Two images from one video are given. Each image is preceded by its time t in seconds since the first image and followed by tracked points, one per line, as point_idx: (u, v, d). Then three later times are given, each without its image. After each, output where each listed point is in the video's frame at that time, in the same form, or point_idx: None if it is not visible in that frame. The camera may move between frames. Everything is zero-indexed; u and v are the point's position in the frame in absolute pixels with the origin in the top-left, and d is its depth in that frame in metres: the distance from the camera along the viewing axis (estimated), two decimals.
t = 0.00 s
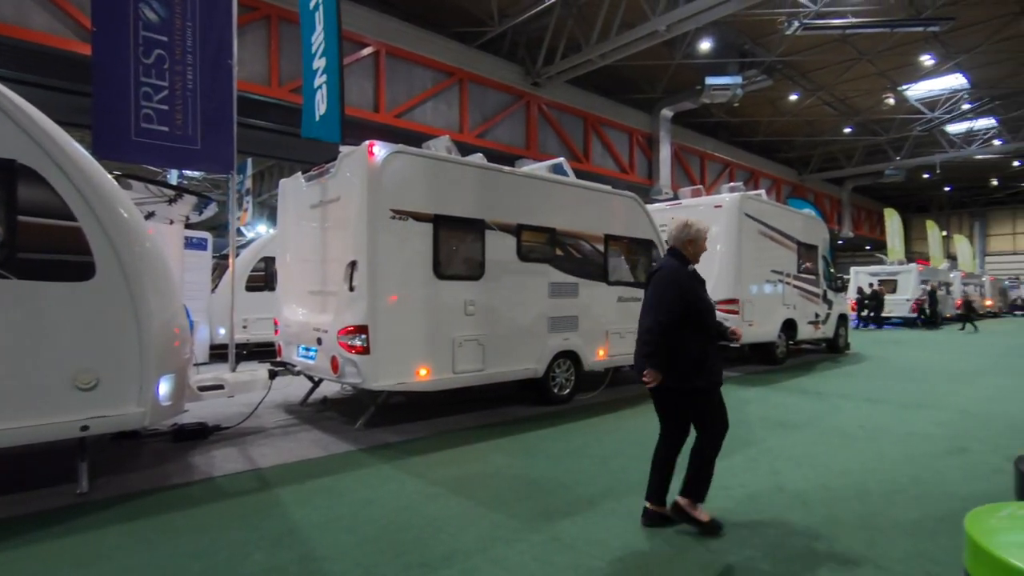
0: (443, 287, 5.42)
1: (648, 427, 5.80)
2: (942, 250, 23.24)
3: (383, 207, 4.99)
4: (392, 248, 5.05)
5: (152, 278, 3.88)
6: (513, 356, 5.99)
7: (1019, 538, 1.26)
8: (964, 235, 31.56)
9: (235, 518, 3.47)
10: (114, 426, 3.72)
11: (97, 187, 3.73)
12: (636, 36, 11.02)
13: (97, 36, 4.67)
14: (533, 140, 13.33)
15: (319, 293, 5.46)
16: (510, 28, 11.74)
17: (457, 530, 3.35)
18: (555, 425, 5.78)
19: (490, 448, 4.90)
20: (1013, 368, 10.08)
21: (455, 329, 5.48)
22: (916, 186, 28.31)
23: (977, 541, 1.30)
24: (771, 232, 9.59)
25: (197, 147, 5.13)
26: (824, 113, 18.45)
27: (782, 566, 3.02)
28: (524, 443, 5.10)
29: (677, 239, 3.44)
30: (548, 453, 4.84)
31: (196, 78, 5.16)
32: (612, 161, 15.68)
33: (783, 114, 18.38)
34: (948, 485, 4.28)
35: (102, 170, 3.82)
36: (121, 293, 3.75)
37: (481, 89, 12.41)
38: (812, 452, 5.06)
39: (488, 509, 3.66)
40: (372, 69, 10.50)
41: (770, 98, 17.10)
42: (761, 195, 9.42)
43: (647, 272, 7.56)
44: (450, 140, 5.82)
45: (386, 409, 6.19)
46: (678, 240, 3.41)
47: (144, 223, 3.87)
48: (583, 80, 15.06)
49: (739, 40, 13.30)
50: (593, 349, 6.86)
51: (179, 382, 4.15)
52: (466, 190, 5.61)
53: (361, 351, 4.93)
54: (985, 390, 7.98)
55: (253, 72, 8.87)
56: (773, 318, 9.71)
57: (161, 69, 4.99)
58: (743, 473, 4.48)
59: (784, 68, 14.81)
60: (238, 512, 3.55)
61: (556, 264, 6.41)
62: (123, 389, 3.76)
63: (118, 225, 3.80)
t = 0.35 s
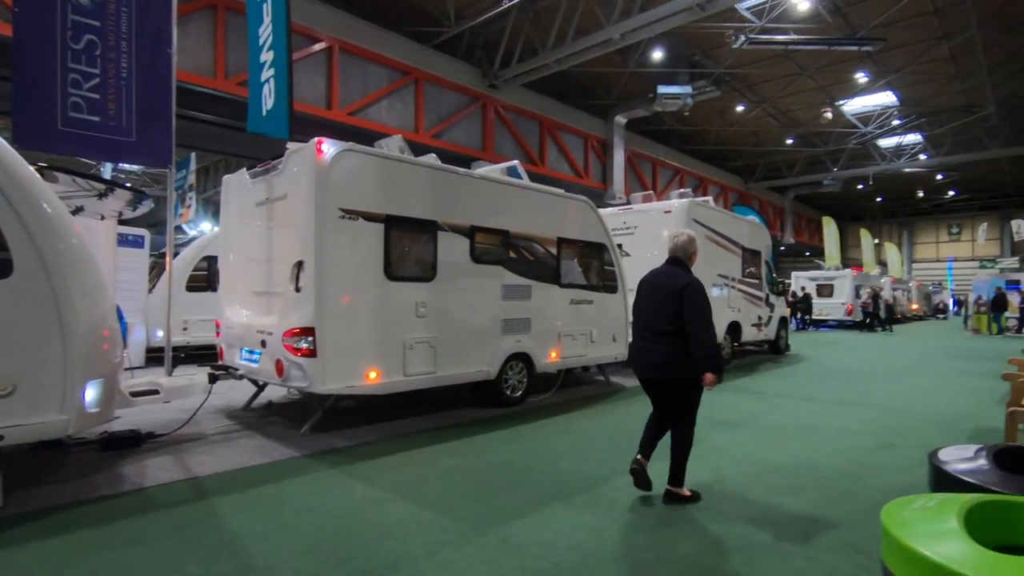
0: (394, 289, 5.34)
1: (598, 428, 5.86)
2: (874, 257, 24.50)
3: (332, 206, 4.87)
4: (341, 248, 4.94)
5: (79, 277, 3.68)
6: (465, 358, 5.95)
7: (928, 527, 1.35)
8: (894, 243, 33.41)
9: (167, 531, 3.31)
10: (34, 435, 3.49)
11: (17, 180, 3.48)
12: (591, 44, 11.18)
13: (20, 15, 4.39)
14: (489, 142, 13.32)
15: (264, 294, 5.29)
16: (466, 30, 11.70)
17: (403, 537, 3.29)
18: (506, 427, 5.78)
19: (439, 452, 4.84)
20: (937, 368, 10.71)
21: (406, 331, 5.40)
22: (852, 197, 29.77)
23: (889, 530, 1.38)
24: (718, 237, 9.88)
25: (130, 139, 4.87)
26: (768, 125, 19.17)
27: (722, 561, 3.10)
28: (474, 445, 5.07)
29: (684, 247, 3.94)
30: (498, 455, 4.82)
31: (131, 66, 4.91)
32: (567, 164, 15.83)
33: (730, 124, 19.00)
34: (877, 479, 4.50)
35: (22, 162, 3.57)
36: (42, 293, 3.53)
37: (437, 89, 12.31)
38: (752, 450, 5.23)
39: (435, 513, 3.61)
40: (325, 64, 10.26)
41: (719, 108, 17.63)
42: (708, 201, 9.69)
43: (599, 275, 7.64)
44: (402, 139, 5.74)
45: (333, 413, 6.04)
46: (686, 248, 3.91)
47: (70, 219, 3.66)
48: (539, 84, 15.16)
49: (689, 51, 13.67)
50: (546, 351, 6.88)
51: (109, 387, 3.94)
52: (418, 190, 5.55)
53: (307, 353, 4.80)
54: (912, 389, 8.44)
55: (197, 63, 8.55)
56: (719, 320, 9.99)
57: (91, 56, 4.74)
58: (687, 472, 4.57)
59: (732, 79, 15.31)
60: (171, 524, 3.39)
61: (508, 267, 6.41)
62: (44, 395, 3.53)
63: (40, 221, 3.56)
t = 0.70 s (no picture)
0: (339, 291, 5.21)
1: (546, 429, 5.90)
2: (809, 262, 25.68)
3: (273, 205, 4.72)
4: (283, 248, 4.79)
5: None
6: (413, 361, 5.86)
7: (842, 519, 1.43)
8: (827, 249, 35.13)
9: (89, 547, 3.12)
10: None
11: None
12: (544, 49, 11.26)
13: None
14: (441, 143, 13.22)
15: (200, 295, 5.06)
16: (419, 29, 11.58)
17: (344, 544, 3.21)
18: (453, 430, 5.73)
19: (385, 456, 4.76)
20: (864, 367, 11.31)
21: (351, 334, 5.28)
22: (789, 204, 31.11)
23: (807, 523, 1.45)
24: (664, 242, 10.12)
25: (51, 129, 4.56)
26: (712, 133, 19.81)
27: (662, 557, 3.16)
28: (420, 449, 5.00)
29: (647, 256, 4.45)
30: (444, 458, 4.78)
31: (52, 52, 4.61)
32: (519, 167, 15.90)
33: (676, 132, 19.52)
34: (808, 473, 4.70)
35: None
36: None
37: (388, 88, 12.12)
38: (694, 447, 5.37)
39: (378, 520, 3.54)
40: (271, 58, 9.94)
41: (666, 116, 18.12)
42: (655, 206, 9.92)
43: (548, 277, 7.69)
44: (349, 138, 5.62)
45: (275, 419, 5.84)
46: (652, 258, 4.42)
47: None
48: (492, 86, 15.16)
49: (639, 60, 13.97)
50: (495, 353, 6.87)
51: (24, 395, 3.67)
52: (365, 190, 5.44)
53: (246, 357, 4.62)
54: (841, 387, 8.87)
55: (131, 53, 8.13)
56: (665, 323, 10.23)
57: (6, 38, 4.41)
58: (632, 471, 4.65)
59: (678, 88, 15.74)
60: (94, 540, 3.20)
61: (458, 268, 6.37)
62: None
63: None
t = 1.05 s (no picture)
0: (290, 291, 5.07)
1: (502, 430, 5.89)
2: (757, 264, 26.53)
3: (219, 202, 4.55)
4: (230, 248, 4.63)
5: None
6: (367, 363, 5.76)
7: (777, 507, 1.47)
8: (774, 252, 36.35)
9: (14, 565, 2.93)
10: None
11: None
12: (502, 50, 11.25)
13: None
14: (398, 141, 13.06)
15: (139, 297, 4.84)
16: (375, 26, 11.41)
17: (292, 552, 3.12)
18: (408, 433, 5.65)
19: (336, 460, 4.66)
20: (807, 364, 11.75)
21: (303, 336, 5.15)
22: (739, 208, 32.06)
23: (745, 513, 1.49)
24: (619, 243, 10.28)
25: None
26: (666, 138, 20.22)
27: (613, 553, 3.19)
28: (374, 453, 4.91)
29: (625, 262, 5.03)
30: (398, 461, 4.71)
31: None
32: (477, 168, 15.86)
33: (632, 136, 19.85)
34: (754, 466, 4.84)
35: None
36: None
37: (343, 85, 11.88)
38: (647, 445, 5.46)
39: (328, 526, 3.45)
40: (218, 51, 9.59)
41: (622, 120, 18.42)
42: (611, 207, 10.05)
43: (505, 277, 7.68)
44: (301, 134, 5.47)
45: (221, 425, 5.64)
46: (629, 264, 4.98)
47: None
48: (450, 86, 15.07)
49: (595, 64, 14.14)
50: (452, 354, 6.81)
51: None
52: (317, 189, 5.32)
53: (188, 361, 4.44)
54: (787, 384, 9.20)
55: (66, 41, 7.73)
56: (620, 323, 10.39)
57: None
58: (586, 468, 4.69)
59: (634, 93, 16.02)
60: (19, 557, 3.01)
61: (414, 269, 6.29)
62: None
63: None
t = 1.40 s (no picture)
0: (238, 291, 4.90)
1: (459, 429, 5.86)
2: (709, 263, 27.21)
3: (160, 198, 4.35)
4: (172, 246, 4.43)
5: None
6: (320, 364, 5.62)
7: (721, 497, 1.49)
8: (725, 253, 37.40)
9: None
10: None
11: None
12: (459, 48, 11.17)
13: None
14: (354, 138, 12.83)
15: (72, 297, 4.59)
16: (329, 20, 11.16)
17: (239, 559, 3.02)
18: (363, 434, 5.55)
19: (287, 464, 4.53)
20: (756, 360, 12.13)
21: (251, 337, 4.98)
22: (692, 209, 32.81)
23: (689, 503, 1.50)
24: (576, 243, 10.36)
25: None
26: (621, 140, 20.51)
27: (568, 548, 3.21)
28: (326, 456, 4.80)
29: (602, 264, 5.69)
30: (351, 463, 4.62)
31: None
32: (435, 167, 15.74)
33: (589, 137, 20.06)
34: (705, 459, 4.96)
35: None
36: None
37: (296, 79, 11.58)
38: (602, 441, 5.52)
39: (276, 532, 3.35)
40: (162, 40, 9.20)
41: (579, 121, 18.62)
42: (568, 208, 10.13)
43: (463, 277, 7.63)
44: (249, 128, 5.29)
45: (164, 431, 5.41)
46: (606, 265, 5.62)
47: None
48: (407, 84, 14.91)
49: (552, 65, 14.23)
50: (408, 354, 6.72)
51: None
52: (266, 186, 5.16)
53: (127, 365, 4.23)
54: (737, 379, 9.47)
55: None
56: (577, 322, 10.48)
57: None
58: (542, 466, 4.70)
59: (590, 95, 16.20)
60: None
61: (368, 268, 6.18)
62: None
63: None
